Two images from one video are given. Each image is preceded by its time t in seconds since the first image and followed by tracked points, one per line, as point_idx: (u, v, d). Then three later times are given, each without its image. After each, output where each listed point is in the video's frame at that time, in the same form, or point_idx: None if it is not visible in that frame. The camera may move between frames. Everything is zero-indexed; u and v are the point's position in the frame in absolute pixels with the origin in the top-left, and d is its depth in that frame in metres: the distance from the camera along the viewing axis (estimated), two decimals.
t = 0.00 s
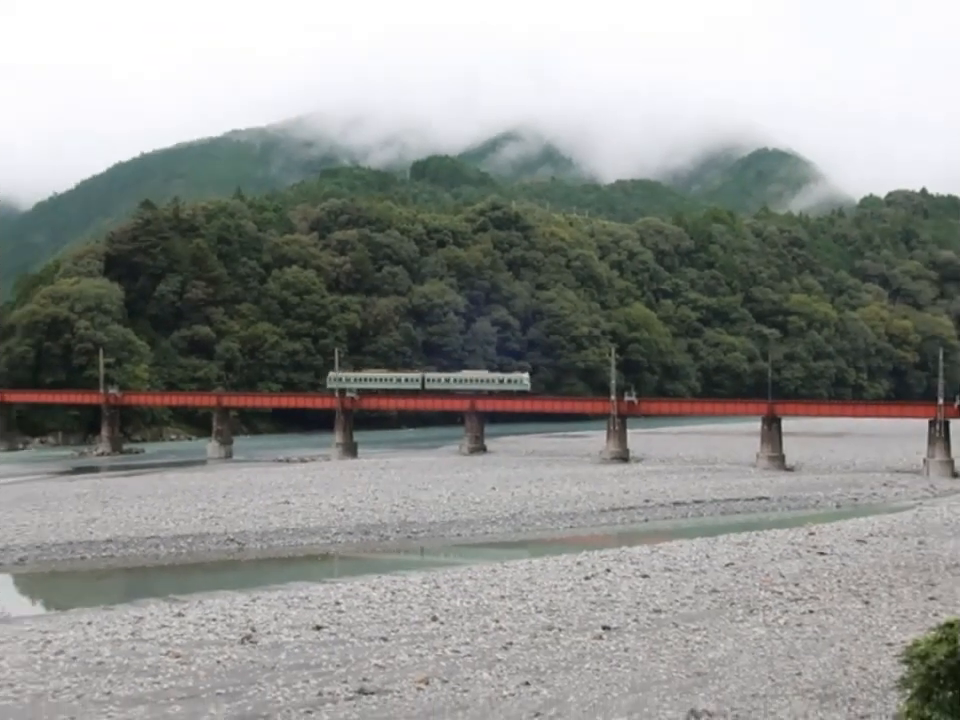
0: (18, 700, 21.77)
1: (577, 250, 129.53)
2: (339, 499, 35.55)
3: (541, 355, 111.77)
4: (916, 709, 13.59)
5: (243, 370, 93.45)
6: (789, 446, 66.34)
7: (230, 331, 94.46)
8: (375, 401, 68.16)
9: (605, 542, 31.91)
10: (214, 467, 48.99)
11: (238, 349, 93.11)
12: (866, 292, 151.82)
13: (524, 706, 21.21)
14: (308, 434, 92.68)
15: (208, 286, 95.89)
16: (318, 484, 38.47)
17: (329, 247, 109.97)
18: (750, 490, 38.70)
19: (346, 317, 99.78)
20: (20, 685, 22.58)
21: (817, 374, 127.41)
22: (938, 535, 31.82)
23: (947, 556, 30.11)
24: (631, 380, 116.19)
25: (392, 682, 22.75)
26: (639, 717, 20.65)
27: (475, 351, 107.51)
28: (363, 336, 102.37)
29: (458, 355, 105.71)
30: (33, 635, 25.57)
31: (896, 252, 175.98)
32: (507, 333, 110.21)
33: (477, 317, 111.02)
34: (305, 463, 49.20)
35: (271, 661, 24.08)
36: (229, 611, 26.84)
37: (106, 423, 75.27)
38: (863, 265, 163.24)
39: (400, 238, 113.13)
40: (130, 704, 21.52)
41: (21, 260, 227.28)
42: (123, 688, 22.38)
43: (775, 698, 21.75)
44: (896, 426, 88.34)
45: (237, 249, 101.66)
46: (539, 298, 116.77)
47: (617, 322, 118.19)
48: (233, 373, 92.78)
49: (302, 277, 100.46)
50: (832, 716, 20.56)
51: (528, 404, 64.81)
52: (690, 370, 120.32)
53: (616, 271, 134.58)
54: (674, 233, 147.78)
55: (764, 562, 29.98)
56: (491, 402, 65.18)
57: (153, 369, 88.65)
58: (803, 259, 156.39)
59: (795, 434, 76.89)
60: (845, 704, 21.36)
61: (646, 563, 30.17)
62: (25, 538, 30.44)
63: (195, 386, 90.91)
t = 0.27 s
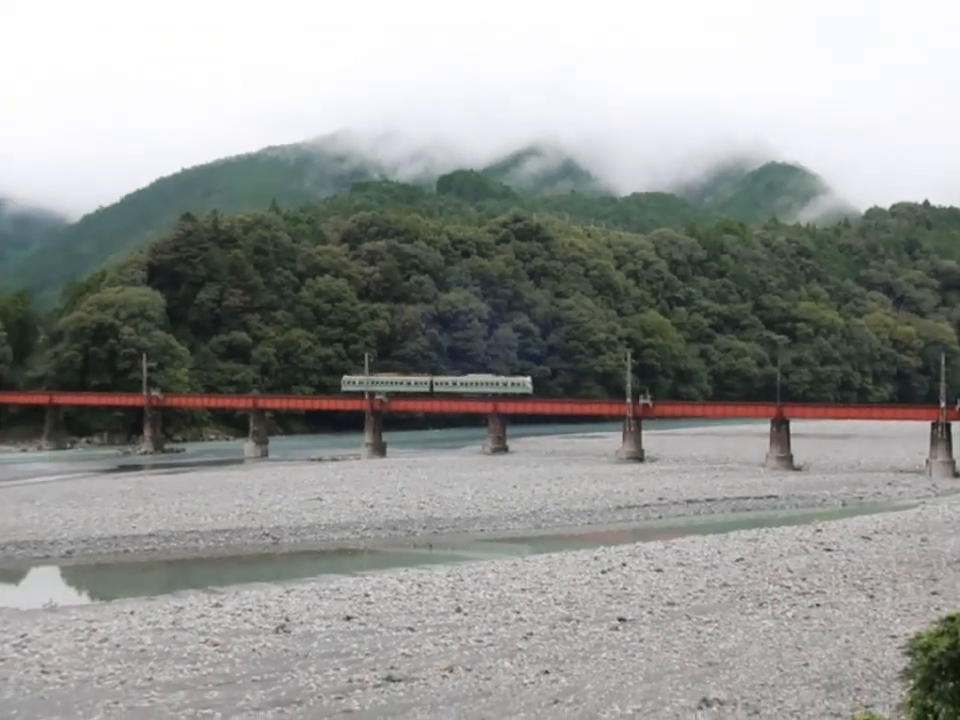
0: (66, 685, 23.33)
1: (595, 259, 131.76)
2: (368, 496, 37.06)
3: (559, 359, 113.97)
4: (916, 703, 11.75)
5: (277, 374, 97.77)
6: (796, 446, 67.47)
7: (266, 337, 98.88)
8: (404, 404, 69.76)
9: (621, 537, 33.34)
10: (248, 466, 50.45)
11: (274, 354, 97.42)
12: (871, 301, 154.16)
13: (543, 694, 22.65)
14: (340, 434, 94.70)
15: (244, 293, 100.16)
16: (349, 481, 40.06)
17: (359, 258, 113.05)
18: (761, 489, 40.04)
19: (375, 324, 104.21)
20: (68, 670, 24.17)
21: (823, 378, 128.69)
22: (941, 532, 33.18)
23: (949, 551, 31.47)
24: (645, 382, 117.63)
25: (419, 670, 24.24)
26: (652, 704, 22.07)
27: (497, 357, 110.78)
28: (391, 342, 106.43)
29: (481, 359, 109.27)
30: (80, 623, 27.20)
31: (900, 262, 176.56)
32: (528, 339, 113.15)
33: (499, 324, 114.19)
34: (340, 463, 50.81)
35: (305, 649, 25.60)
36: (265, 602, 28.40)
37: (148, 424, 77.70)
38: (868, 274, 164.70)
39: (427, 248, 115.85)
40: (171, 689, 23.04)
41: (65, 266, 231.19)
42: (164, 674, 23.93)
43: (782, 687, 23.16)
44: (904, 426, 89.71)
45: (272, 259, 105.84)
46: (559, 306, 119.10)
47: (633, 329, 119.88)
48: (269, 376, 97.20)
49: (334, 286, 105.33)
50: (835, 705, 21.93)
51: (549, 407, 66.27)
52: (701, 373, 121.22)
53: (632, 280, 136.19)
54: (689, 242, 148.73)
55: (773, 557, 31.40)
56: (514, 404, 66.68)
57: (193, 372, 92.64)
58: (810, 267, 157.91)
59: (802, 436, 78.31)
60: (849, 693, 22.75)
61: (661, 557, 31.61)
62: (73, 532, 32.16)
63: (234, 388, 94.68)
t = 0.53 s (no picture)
0: (116, 662, 25.00)
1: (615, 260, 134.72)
2: (401, 485, 38.78)
3: (582, 355, 116.99)
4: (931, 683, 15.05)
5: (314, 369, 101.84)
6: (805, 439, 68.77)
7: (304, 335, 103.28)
8: (434, 397, 71.38)
9: (640, 525, 34.88)
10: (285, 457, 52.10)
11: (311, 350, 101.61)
12: (879, 300, 155.05)
13: (567, 673, 24.19)
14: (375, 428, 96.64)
15: (283, 292, 104.18)
16: (383, 471, 41.82)
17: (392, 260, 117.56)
18: (774, 479, 41.51)
19: (407, 322, 108.60)
20: (118, 648, 25.87)
21: (834, 373, 129.77)
22: (946, 521, 34.63)
23: (954, 539, 32.92)
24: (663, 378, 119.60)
25: (449, 650, 25.87)
26: (670, 683, 23.57)
27: (522, 354, 113.61)
28: (422, 338, 110.51)
29: (507, 355, 112.75)
30: (129, 604, 28.94)
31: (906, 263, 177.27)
32: (551, 336, 116.11)
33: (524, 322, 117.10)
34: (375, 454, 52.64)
35: (341, 630, 27.26)
36: (303, 585, 30.09)
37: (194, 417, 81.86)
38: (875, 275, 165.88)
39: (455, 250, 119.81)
40: (214, 667, 24.66)
41: (116, 266, 236.04)
42: (209, 653, 25.59)
43: (794, 668, 24.63)
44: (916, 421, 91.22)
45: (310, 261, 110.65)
46: (581, 305, 121.88)
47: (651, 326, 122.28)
48: (306, 371, 101.26)
49: (367, 285, 109.70)
50: (844, 684, 23.39)
51: (572, 401, 67.86)
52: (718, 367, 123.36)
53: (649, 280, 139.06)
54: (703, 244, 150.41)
55: (785, 545, 32.89)
56: (538, 399, 68.21)
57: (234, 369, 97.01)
58: (820, 268, 159.86)
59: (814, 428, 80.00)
60: (857, 673, 24.24)
61: (678, 544, 33.15)
62: (121, 519, 34.01)
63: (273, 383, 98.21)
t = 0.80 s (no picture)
0: (154, 641, 26.80)
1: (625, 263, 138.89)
2: (422, 475, 40.67)
3: (593, 352, 120.96)
4: (928, 660, 15.44)
5: (339, 366, 106.53)
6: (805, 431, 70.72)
7: (329, 333, 107.73)
8: (454, 392, 73.23)
9: (648, 513, 36.64)
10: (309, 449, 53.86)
11: (336, 348, 106.29)
12: (876, 298, 156.26)
13: (579, 653, 25.90)
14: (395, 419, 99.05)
15: (310, 294, 110.21)
16: (404, 462, 43.70)
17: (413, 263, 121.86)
18: (777, 469, 43.21)
19: (427, 320, 112.77)
20: (155, 628, 27.69)
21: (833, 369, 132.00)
22: (940, 509, 36.33)
23: (947, 527, 34.60)
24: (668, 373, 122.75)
25: (468, 631, 27.64)
26: (677, 662, 25.20)
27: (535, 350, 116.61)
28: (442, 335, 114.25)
29: (522, 352, 115.19)
30: (166, 588, 30.82)
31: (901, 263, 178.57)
32: (563, 334, 119.12)
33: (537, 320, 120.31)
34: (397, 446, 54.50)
35: (366, 612, 29.08)
36: (329, 569, 31.95)
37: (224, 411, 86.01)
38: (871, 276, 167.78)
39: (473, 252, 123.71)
40: (246, 646, 26.47)
41: (143, 277, 240.41)
42: (240, 633, 27.43)
43: (795, 649, 26.27)
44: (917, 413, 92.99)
45: (335, 264, 115.77)
46: (592, 304, 125.52)
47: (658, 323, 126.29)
48: (331, 369, 105.91)
49: (388, 286, 113.76)
50: (843, 664, 24.98)
51: (585, 396, 69.68)
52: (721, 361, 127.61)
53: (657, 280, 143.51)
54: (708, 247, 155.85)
55: (786, 532, 34.59)
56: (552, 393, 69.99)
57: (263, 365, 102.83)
58: (819, 269, 162.12)
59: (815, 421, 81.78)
60: (853, 654, 25.90)
61: (684, 531, 34.88)
62: (158, 506, 35.97)
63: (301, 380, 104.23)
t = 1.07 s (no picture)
0: (189, 623, 28.58)
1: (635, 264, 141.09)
2: (442, 466, 42.46)
3: (605, 350, 123.62)
4: (921, 644, 15.66)
5: (364, 363, 108.54)
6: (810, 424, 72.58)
7: (354, 331, 109.84)
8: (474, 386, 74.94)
9: (657, 503, 38.32)
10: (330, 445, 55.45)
11: (361, 346, 108.44)
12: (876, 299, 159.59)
13: (590, 637, 27.54)
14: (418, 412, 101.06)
15: (336, 295, 111.86)
16: (423, 454, 45.46)
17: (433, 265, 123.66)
18: (780, 461, 44.83)
19: (446, 320, 114.99)
20: (190, 611, 29.50)
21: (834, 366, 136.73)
22: (938, 500, 37.93)
23: (943, 517, 36.19)
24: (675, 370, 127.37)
25: (485, 615, 29.35)
26: (684, 646, 26.76)
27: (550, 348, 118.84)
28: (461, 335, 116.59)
29: (537, 350, 118.41)
30: (200, 573, 32.66)
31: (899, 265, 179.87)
32: (576, 333, 122.11)
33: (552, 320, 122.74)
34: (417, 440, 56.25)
35: (389, 596, 30.85)
36: (354, 556, 33.75)
37: (255, 403, 88.16)
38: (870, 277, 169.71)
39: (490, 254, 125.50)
40: (276, 629, 28.24)
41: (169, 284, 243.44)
42: (270, 616, 29.24)
43: (797, 633, 27.77)
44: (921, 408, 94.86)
45: (359, 264, 117.63)
46: (604, 304, 127.70)
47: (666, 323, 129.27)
48: (356, 365, 107.96)
49: (410, 287, 115.71)
50: (843, 647, 26.50)
51: (599, 391, 71.33)
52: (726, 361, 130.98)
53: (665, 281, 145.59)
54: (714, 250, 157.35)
55: (790, 521, 36.21)
56: (567, 389, 71.71)
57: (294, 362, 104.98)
58: (821, 270, 164.12)
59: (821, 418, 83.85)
60: (852, 636, 27.44)
61: (692, 521, 36.55)
62: (193, 496, 37.86)
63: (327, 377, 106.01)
